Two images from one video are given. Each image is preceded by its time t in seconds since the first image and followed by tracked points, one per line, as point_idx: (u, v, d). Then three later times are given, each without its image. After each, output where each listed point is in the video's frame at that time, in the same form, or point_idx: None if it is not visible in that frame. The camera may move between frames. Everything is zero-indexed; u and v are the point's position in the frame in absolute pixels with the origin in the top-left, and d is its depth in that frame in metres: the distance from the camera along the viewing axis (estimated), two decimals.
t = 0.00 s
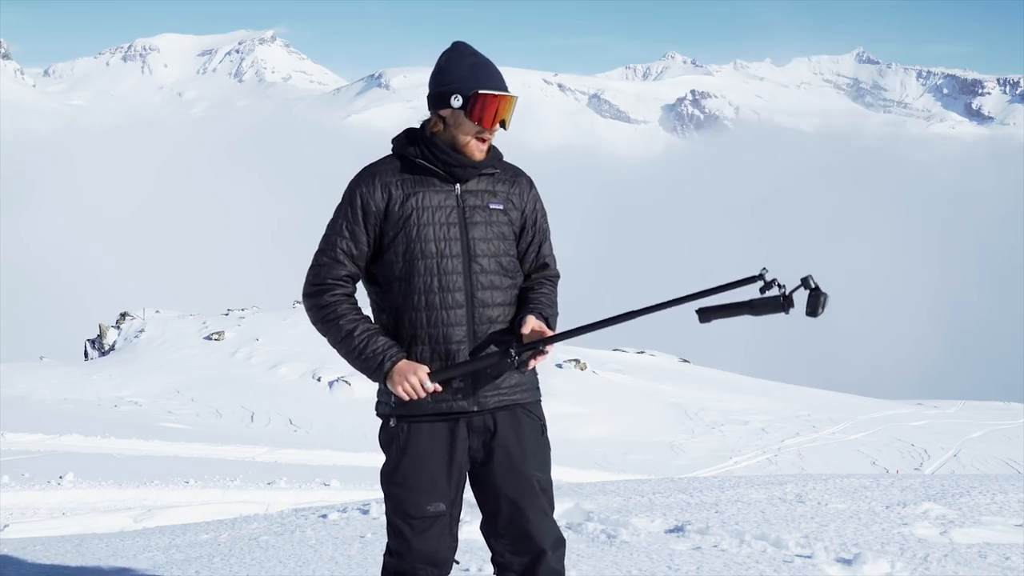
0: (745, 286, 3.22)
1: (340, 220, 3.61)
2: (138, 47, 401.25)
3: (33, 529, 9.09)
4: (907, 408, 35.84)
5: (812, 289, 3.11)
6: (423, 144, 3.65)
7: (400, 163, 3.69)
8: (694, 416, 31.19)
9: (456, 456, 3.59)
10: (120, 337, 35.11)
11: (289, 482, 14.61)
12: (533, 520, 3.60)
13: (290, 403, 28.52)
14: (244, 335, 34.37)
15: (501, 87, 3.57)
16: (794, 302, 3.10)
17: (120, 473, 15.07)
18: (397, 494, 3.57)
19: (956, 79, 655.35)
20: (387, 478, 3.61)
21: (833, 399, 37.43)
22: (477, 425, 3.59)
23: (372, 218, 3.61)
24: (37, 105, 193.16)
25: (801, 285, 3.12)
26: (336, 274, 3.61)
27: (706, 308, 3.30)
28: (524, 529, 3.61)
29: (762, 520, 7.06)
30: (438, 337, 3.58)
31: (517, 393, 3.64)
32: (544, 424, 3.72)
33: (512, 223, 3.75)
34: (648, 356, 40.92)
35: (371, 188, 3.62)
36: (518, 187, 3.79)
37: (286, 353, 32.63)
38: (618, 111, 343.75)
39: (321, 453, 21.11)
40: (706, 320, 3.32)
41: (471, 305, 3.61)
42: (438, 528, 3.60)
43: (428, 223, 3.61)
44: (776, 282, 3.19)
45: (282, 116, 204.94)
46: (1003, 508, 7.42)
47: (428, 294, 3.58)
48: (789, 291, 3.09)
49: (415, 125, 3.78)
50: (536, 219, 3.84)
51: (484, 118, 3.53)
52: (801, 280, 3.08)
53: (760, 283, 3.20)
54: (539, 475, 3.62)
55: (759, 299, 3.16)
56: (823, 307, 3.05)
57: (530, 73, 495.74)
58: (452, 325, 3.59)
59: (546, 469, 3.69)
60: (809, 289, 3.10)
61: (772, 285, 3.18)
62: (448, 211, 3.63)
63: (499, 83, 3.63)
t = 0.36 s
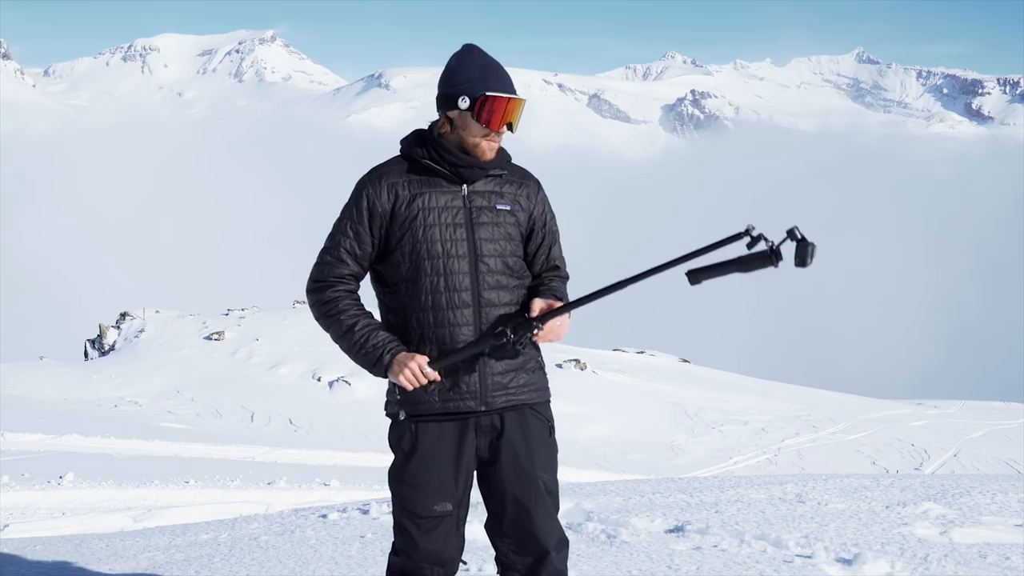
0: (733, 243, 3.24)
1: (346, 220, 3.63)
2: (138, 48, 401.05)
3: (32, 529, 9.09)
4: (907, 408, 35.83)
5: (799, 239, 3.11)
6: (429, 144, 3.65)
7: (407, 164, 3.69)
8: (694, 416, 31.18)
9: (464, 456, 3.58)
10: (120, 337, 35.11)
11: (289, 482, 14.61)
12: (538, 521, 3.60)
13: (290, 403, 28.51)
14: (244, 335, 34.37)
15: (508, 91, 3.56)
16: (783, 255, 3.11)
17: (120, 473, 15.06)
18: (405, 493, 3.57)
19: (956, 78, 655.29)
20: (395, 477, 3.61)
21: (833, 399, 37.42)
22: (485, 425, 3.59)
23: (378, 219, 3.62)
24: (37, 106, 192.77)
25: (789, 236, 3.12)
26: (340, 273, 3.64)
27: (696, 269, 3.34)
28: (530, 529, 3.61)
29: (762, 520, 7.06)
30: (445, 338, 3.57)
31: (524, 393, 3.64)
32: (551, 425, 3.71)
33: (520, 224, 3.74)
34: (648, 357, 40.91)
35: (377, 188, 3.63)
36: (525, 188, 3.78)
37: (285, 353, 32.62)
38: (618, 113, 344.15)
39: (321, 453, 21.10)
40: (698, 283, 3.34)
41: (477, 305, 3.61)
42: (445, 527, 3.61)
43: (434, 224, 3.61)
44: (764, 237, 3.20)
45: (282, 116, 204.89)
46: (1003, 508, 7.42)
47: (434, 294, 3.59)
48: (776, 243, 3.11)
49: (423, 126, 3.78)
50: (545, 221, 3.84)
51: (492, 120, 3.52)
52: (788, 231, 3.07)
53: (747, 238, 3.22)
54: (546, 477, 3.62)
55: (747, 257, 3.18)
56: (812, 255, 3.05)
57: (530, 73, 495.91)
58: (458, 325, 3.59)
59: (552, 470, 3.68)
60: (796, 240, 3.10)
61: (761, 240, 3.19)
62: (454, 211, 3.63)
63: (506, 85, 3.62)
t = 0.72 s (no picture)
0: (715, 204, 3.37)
1: (347, 221, 3.63)
2: (138, 47, 400.96)
3: (32, 529, 9.09)
4: (907, 408, 35.84)
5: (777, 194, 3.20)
6: (431, 145, 3.65)
7: (409, 164, 3.70)
8: (694, 416, 31.19)
9: (467, 455, 3.59)
10: (120, 337, 35.12)
11: (289, 482, 14.61)
12: (541, 519, 3.60)
13: (290, 403, 28.52)
14: (244, 335, 34.38)
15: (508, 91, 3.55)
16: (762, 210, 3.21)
17: (120, 472, 15.07)
18: (409, 491, 3.57)
19: (956, 78, 655.26)
20: (399, 475, 3.61)
21: (833, 399, 37.41)
22: (489, 424, 3.60)
23: (379, 220, 3.62)
24: (37, 106, 192.95)
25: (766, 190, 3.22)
26: (341, 273, 3.65)
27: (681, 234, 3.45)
28: (533, 529, 3.61)
29: (762, 520, 7.06)
30: (447, 337, 3.57)
31: (528, 392, 3.64)
32: (555, 423, 3.71)
33: (522, 222, 3.74)
34: (648, 357, 40.93)
35: (378, 189, 3.63)
36: (528, 187, 3.78)
37: (285, 353, 32.63)
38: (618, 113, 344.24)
39: (321, 453, 21.10)
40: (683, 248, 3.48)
41: (479, 304, 3.60)
42: (448, 526, 3.60)
43: (436, 223, 3.61)
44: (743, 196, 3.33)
45: (282, 116, 204.87)
46: (1003, 508, 7.42)
47: (437, 294, 3.59)
48: (756, 199, 3.21)
49: (425, 127, 3.78)
50: (547, 219, 3.83)
51: (492, 121, 3.50)
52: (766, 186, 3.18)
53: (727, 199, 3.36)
54: (550, 475, 3.61)
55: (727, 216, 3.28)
56: (792, 208, 3.13)
57: (530, 73, 496.02)
58: (460, 324, 3.59)
59: (556, 468, 3.68)
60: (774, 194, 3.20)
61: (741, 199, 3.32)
62: (455, 211, 3.63)
63: (506, 85, 3.62)
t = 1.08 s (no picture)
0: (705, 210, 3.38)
1: (345, 223, 3.63)
2: (138, 47, 401.12)
3: (32, 529, 9.09)
4: (907, 408, 35.85)
5: (766, 200, 3.19)
6: (427, 146, 3.65)
7: (406, 166, 3.70)
8: (694, 416, 31.18)
9: (468, 454, 3.59)
10: (120, 337, 35.11)
11: (289, 482, 14.60)
12: (543, 517, 3.60)
13: (290, 403, 28.52)
14: (244, 335, 34.38)
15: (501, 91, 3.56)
16: (753, 216, 3.21)
17: (120, 472, 15.06)
18: (410, 491, 3.57)
19: (956, 78, 655.32)
20: (399, 475, 3.61)
21: (833, 399, 37.41)
22: (490, 422, 3.60)
23: (377, 221, 3.62)
24: (37, 106, 193.03)
25: (756, 197, 3.21)
26: (340, 276, 3.65)
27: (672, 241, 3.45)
28: (534, 528, 3.61)
29: (762, 520, 7.07)
30: (446, 337, 3.57)
31: (528, 391, 3.64)
32: (557, 421, 3.71)
33: (520, 222, 3.74)
34: (648, 357, 40.93)
35: (376, 191, 3.64)
36: (527, 186, 3.77)
37: (286, 353, 32.64)
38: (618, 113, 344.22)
39: (321, 453, 21.09)
40: (675, 252, 3.47)
41: (478, 305, 3.61)
42: (449, 525, 3.60)
43: (434, 224, 3.60)
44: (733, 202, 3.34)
45: (282, 116, 204.80)
46: (1003, 508, 7.42)
47: (436, 295, 3.59)
48: (745, 205, 3.21)
49: (422, 127, 3.78)
50: (546, 218, 3.83)
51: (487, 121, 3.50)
52: (752, 193, 3.17)
53: (717, 206, 3.36)
54: (551, 473, 3.61)
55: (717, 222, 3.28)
56: (781, 214, 3.14)
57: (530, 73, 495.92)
58: (459, 324, 3.59)
59: (557, 466, 3.68)
60: (763, 200, 3.20)
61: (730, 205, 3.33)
62: (453, 211, 3.63)
63: (501, 85, 3.61)
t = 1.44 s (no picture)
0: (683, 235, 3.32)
1: (348, 223, 3.63)
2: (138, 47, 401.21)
3: (32, 529, 9.09)
4: (907, 408, 35.84)
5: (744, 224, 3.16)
6: (427, 144, 3.65)
7: (407, 165, 3.69)
8: (694, 416, 31.18)
9: (467, 455, 3.58)
10: (120, 337, 35.11)
11: (289, 482, 14.61)
12: (542, 519, 3.60)
13: (289, 403, 28.52)
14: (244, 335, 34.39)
15: (463, 70, 3.60)
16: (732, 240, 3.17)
17: (120, 472, 15.06)
18: (409, 492, 3.58)
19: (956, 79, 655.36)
20: (398, 476, 3.61)
21: (833, 399, 37.41)
22: (488, 424, 3.60)
23: (379, 219, 3.62)
24: (37, 106, 193.13)
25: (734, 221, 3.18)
26: (344, 277, 3.65)
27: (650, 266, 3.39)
28: (533, 529, 3.61)
29: (762, 520, 7.06)
30: (447, 338, 3.58)
31: (527, 392, 3.64)
32: (555, 423, 3.71)
33: (521, 222, 3.74)
34: (648, 357, 40.94)
35: (378, 190, 3.63)
36: (528, 186, 3.77)
37: (286, 353, 32.63)
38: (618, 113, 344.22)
39: (321, 453, 21.09)
40: (654, 278, 3.42)
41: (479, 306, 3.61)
42: (448, 526, 3.60)
43: (435, 223, 3.60)
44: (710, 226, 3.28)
45: (282, 116, 204.81)
46: (1003, 508, 7.42)
47: (437, 295, 3.58)
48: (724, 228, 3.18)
49: (420, 126, 3.79)
50: (546, 220, 3.83)
51: (445, 102, 3.55)
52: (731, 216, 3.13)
53: (695, 229, 3.30)
54: (549, 475, 3.61)
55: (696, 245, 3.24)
56: (759, 236, 3.11)
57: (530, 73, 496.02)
58: (459, 324, 3.59)
59: (555, 468, 3.68)
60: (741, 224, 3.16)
61: (708, 229, 3.27)
62: (454, 210, 3.63)
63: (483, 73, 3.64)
